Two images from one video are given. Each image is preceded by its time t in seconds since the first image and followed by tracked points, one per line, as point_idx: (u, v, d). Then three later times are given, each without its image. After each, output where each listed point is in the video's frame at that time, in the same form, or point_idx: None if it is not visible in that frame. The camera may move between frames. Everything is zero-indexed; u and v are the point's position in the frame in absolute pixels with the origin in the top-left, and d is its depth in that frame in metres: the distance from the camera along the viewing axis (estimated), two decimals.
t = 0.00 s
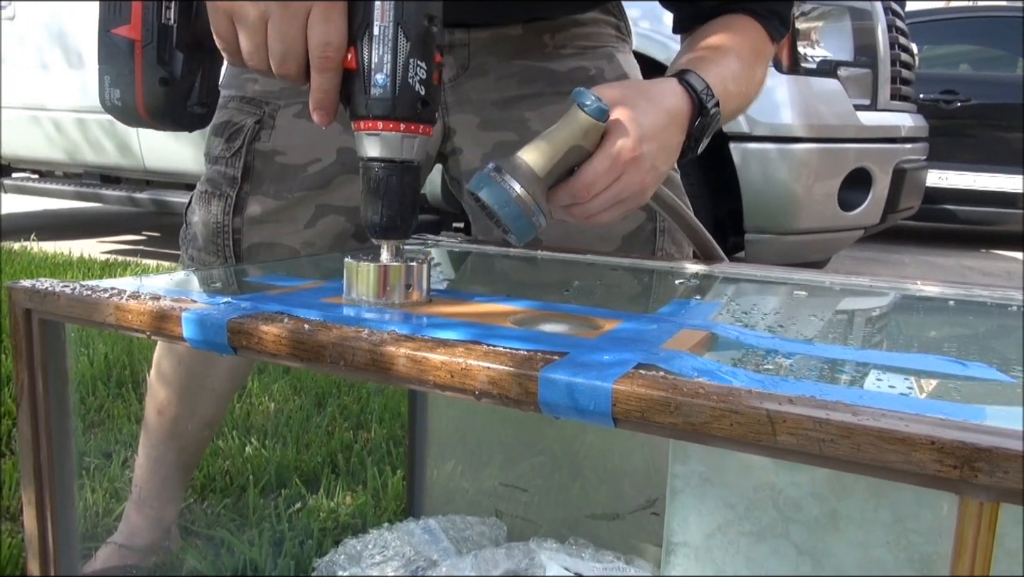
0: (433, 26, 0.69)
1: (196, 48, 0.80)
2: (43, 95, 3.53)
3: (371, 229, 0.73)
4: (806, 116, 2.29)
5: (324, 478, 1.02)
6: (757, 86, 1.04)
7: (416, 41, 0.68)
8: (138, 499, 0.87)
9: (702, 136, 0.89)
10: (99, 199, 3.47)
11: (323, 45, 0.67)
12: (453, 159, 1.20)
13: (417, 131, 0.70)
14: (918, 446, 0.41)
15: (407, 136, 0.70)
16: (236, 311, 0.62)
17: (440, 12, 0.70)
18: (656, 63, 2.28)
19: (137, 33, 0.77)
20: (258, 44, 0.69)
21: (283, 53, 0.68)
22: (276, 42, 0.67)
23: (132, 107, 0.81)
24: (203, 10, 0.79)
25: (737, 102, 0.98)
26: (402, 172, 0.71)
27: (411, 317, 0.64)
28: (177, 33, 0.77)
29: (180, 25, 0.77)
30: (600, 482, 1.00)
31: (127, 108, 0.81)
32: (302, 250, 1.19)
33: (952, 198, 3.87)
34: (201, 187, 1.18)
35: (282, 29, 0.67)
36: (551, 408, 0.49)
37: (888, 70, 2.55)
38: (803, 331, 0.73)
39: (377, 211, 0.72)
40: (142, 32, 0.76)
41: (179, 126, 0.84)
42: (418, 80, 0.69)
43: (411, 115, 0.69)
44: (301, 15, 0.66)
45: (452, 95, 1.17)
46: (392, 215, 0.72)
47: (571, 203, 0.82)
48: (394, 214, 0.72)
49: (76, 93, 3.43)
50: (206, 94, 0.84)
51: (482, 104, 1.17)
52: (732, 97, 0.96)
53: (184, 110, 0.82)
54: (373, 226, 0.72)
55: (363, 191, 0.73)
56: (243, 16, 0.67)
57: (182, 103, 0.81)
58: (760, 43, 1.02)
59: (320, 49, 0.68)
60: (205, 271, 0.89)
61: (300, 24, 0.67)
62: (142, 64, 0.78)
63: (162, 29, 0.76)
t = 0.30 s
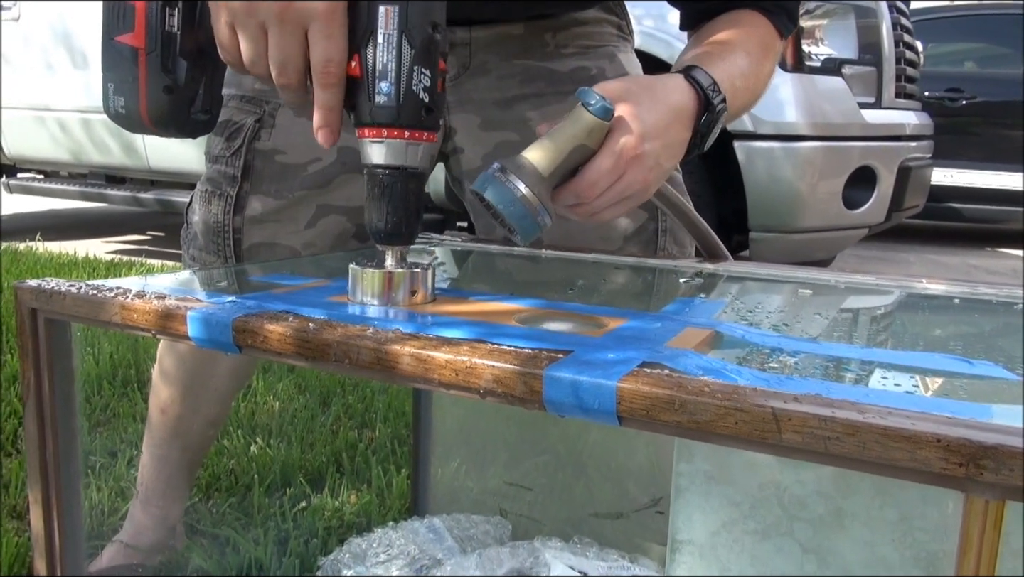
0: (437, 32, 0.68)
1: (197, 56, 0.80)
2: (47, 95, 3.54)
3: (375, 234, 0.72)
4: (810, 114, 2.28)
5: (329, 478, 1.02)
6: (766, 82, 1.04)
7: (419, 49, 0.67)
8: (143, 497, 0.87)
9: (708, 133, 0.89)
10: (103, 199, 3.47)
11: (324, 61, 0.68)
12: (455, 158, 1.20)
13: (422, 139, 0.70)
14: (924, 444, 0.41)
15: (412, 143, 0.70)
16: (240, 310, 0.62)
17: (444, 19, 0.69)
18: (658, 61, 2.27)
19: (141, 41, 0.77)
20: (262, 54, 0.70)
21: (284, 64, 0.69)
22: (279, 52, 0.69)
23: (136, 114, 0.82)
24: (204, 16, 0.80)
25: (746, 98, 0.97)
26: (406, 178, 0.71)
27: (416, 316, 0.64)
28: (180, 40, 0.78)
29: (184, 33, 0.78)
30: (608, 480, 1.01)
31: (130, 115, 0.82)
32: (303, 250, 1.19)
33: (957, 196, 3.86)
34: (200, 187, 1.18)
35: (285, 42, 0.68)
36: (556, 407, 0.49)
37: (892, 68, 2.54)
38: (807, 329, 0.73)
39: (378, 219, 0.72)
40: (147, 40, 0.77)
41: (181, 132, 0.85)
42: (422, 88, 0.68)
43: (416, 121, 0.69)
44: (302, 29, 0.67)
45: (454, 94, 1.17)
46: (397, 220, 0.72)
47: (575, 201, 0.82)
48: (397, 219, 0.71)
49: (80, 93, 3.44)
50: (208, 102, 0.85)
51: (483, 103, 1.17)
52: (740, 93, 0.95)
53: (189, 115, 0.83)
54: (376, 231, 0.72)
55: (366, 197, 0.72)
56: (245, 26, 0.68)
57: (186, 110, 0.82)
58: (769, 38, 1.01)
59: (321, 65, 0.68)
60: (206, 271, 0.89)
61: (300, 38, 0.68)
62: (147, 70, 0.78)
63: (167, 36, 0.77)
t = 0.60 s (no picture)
0: (446, 41, 0.69)
1: (199, 54, 0.80)
2: (47, 95, 3.53)
3: (381, 240, 0.73)
4: (810, 116, 2.29)
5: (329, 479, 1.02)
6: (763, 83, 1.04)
7: (428, 58, 0.68)
8: (145, 499, 0.88)
9: (708, 128, 0.89)
10: (103, 199, 3.47)
11: (333, 74, 0.67)
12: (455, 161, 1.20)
13: (430, 145, 0.70)
14: (923, 453, 0.41)
15: (420, 151, 0.70)
16: (245, 316, 0.62)
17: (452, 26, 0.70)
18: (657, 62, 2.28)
19: (141, 39, 0.77)
20: (268, 64, 0.69)
21: (293, 77, 0.69)
22: (286, 64, 0.68)
23: (136, 115, 0.81)
24: (208, 15, 0.80)
25: (743, 96, 0.98)
26: (411, 185, 0.71)
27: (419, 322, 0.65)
28: (183, 38, 0.78)
29: (185, 31, 0.78)
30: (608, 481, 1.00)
31: (130, 115, 0.81)
32: (302, 253, 1.19)
33: (956, 197, 3.86)
34: (200, 189, 1.19)
35: (293, 55, 0.67)
36: (559, 414, 0.49)
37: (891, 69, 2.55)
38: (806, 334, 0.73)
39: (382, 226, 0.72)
40: (148, 38, 0.76)
41: (181, 132, 0.85)
42: (432, 96, 0.69)
43: (425, 130, 0.69)
44: (311, 41, 0.66)
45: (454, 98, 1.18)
46: (402, 227, 0.72)
47: (575, 194, 0.82)
48: (402, 226, 0.72)
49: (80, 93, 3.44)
50: (209, 102, 0.85)
51: (483, 107, 1.18)
52: (739, 90, 0.96)
53: (188, 114, 0.82)
54: (381, 237, 0.72)
55: (371, 202, 0.73)
56: (252, 39, 0.67)
57: (187, 110, 0.82)
58: (766, 38, 1.02)
59: (330, 76, 0.68)
60: (206, 275, 0.89)
61: (309, 51, 0.67)
62: (147, 67, 0.78)
63: (168, 34, 0.77)
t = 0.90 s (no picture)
0: (454, 61, 0.71)
1: (211, 71, 0.82)
2: (47, 100, 3.55)
3: (388, 254, 0.75)
4: (806, 122, 2.31)
5: (330, 484, 1.10)
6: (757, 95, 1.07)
7: (437, 77, 0.70)
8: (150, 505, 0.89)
9: (703, 142, 0.91)
10: (103, 204, 3.48)
11: (347, 90, 0.69)
12: (456, 171, 1.22)
13: (437, 162, 0.73)
14: (912, 466, 0.43)
15: (429, 168, 0.72)
16: (257, 330, 0.64)
17: (459, 48, 0.72)
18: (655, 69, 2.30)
19: (154, 58, 0.78)
20: (280, 79, 0.70)
21: (305, 92, 0.70)
22: (300, 79, 0.69)
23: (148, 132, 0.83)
24: (220, 32, 0.81)
25: (737, 109, 1.00)
26: (419, 201, 0.73)
27: (426, 335, 0.66)
28: (195, 56, 0.79)
29: (199, 51, 0.79)
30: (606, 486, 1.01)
31: (142, 132, 0.83)
32: (306, 262, 1.21)
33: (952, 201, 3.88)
34: (206, 199, 1.21)
35: (309, 69, 0.68)
36: (564, 427, 0.51)
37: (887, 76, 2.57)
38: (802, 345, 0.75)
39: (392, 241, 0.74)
40: (161, 57, 0.78)
41: (190, 148, 0.88)
42: (440, 115, 0.71)
43: (432, 147, 0.72)
44: (327, 57, 0.68)
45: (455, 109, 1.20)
46: (410, 242, 0.74)
47: (575, 206, 0.83)
48: (410, 241, 0.74)
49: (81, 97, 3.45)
50: (217, 117, 0.87)
51: (483, 118, 1.20)
52: (733, 103, 0.98)
53: (198, 131, 0.85)
54: (388, 252, 0.74)
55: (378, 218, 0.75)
56: (267, 54, 0.68)
57: (197, 127, 0.84)
58: (759, 52, 1.04)
59: (344, 92, 0.69)
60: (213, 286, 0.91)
61: (325, 67, 0.68)
62: (160, 87, 0.79)
63: (181, 53, 0.78)
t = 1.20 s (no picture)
0: (462, 116, 0.75)
1: (231, 127, 0.85)
2: (51, 131, 3.59)
3: (400, 299, 0.78)
4: (799, 153, 2.36)
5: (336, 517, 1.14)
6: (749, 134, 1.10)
7: (448, 132, 0.73)
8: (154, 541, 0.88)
9: (694, 184, 0.95)
10: (105, 234, 3.51)
11: (363, 146, 0.72)
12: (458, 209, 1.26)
13: (447, 213, 0.76)
14: (898, 508, 0.46)
15: (439, 218, 0.76)
16: (276, 374, 0.67)
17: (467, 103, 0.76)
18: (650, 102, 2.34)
19: (177, 116, 0.82)
20: (300, 136, 0.74)
21: (324, 148, 0.74)
22: (319, 136, 0.73)
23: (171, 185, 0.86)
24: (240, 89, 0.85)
25: (728, 150, 1.04)
26: (430, 249, 0.77)
27: (437, 378, 0.69)
28: (216, 114, 0.83)
29: (219, 109, 0.83)
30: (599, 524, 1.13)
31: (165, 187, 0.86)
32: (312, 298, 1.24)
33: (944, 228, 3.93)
34: (216, 237, 1.24)
35: (327, 128, 0.72)
36: (571, 470, 0.54)
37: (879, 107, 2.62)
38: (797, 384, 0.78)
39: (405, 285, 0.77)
40: (184, 115, 0.82)
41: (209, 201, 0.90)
42: (451, 167, 0.75)
43: (443, 198, 0.75)
44: (345, 116, 0.71)
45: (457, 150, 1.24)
46: (421, 287, 0.77)
47: (569, 247, 0.86)
48: (421, 287, 0.77)
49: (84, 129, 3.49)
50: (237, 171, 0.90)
51: (485, 159, 1.23)
52: (723, 146, 1.02)
53: (219, 186, 0.88)
54: (400, 297, 0.78)
55: (391, 265, 0.78)
56: (288, 114, 0.72)
57: (219, 180, 0.87)
58: (751, 95, 1.07)
59: (360, 148, 0.72)
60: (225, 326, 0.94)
61: (342, 125, 0.72)
62: (183, 144, 0.83)
63: (202, 111, 0.82)
